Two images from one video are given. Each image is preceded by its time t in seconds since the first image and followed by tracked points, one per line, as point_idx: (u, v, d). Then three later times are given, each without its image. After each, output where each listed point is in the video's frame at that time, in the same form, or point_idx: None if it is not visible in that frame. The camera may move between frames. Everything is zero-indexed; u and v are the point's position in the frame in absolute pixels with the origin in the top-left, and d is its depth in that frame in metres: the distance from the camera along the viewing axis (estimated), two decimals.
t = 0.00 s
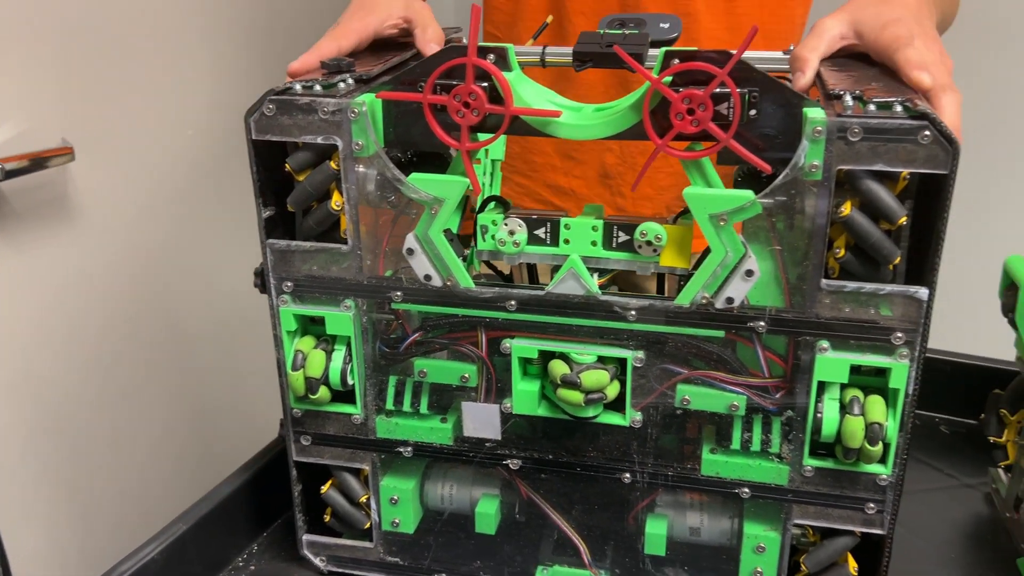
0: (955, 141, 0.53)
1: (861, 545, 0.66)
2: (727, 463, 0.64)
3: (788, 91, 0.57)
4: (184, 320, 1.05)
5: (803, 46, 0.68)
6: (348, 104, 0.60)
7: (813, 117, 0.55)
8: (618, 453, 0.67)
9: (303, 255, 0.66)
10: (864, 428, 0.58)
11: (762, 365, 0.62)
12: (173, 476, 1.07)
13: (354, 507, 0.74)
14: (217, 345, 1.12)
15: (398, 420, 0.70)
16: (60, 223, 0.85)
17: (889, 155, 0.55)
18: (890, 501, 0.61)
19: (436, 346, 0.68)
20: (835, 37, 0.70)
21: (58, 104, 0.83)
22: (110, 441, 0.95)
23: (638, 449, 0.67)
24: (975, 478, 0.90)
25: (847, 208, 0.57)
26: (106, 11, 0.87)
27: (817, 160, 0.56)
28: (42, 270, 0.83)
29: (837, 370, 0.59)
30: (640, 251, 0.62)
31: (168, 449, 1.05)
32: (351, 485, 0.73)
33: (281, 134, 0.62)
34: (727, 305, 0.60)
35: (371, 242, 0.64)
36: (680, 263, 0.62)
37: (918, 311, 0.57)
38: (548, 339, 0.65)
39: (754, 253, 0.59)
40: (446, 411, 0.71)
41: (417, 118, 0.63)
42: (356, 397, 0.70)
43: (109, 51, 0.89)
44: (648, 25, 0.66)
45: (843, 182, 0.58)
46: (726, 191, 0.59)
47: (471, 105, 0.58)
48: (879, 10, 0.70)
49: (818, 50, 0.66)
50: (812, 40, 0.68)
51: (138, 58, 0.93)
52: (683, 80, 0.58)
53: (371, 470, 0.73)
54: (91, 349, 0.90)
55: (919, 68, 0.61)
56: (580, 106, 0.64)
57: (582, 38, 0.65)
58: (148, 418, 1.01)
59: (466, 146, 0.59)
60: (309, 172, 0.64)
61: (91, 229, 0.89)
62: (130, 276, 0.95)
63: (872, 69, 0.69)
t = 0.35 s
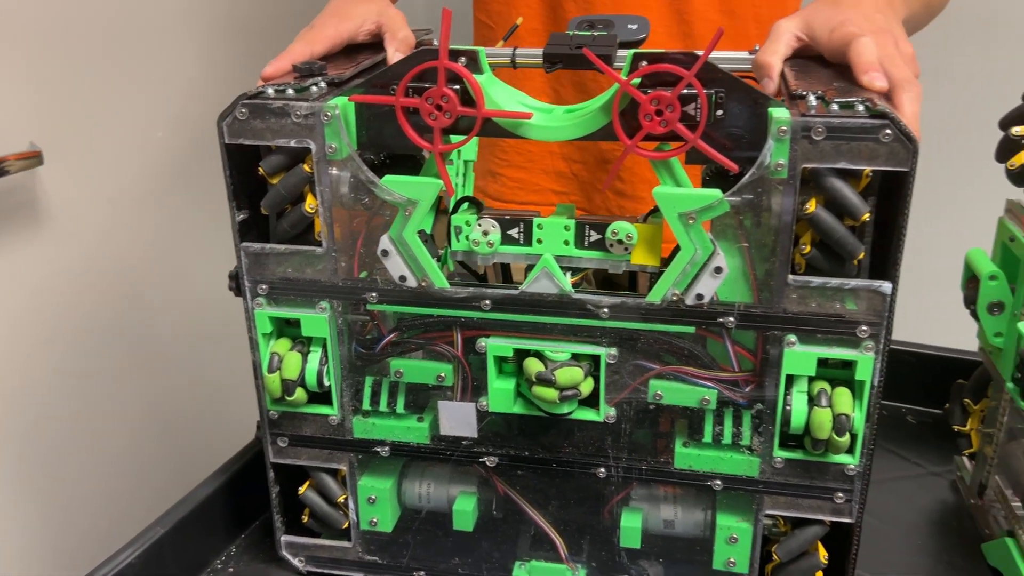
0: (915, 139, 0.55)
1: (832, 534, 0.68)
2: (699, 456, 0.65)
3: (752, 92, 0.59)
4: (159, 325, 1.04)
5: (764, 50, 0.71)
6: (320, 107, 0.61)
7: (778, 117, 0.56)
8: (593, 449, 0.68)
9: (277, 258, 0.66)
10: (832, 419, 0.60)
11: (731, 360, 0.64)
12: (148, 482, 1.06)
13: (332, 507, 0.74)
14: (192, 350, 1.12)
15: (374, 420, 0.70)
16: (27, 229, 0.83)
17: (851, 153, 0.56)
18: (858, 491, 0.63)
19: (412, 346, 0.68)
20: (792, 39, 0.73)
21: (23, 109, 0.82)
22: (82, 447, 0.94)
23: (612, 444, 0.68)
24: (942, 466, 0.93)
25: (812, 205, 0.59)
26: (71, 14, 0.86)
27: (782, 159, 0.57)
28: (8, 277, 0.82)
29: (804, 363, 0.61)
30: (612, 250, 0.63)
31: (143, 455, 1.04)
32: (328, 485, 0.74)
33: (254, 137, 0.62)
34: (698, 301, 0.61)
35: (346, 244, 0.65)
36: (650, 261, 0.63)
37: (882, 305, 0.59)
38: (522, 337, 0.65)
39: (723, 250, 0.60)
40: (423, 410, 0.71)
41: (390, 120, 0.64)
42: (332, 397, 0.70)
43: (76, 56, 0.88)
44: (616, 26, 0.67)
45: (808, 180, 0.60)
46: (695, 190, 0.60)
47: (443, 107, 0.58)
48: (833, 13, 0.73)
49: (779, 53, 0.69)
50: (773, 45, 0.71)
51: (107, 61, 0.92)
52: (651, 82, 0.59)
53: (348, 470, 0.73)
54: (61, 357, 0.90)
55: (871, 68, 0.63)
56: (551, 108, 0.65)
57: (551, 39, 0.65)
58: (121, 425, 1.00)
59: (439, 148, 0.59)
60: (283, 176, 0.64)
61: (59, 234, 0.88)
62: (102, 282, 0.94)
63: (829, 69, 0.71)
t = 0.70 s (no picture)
0: (882, 136, 0.56)
1: (805, 523, 0.69)
2: (674, 449, 0.66)
3: (722, 91, 0.60)
4: (136, 329, 1.02)
5: (734, 48, 0.71)
6: (294, 109, 0.61)
7: (748, 115, 0.57)
8: (570, 444, 0.69)
9: (253, 260, 0.66)
10: (804, 411, 0.61)
11: (705, 354, 0.64)
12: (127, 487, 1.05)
13: (311, 508, 0.74)
14: (172, 356, 1.10)
15: (353, 420, 0.71)
16: None
17: (819, 150, 0.58)
18: (830, 480, 0.65)
19: (390, 345, 0.68)
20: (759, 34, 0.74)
21: None
22: (56, 454, 0.93)
23: (589, 439, 0.69)
24: (911, 455, 0.95)
25: (782, 201, 0.60)
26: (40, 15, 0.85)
27: (752, 156, 0.58)
28: None
29: (776, 356, 0.62)
30: (586, 247, 0.64)
31: (121, 460, 1.03)
32: (308, 485, 0.74)
33: (228, 140, 0.62)
34: (671, 297, 0.62)
35: (321, 245, 0.65)
36: (624, 257, 0.64)
37: (850, 298, 0.60)
38: (499, 336, 0.66)
39: (695, 247, 0.62)
40: (401, 409, 0.72)
41: (363, 121, 0.65)
42: (310, 398, 0.70)
43: (45, 57, 0.86)
44: (586, 26, 0.68)
45: (776, 176, 0.61)
46: (668, 188, 0.61)
47: (418, 108, 0.59)
48: (796, 8, 0.75)
49: (750, 51, 0.70)
50: (742, 42, 0.72)
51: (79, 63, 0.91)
52: (623, 82, 0.60)
53: (327, 470, 0.73)
54: (33, 363, 0.88)
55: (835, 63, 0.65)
56: (523, 108, 0.66)
57: (523, 38, 0.66)
58: (98, 431, 0.99)
59: (413, 149, 0.59)
60: (257, 177, 0.64)
61: (31, 239, 0.86)
62: (75, 287, 0.93)
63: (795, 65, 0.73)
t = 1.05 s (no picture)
0: (853, 127, 0.57)
1: (781, 511, 0.70)
2: (653, 440, 0.67)
3: (695, 84, 0.60)
4: (113, 328, 1.01)
5: (705, 41, 0.72)
6: (269, 104, 0.60)
7: (721, 108, 0.58)
8: (549, 436, 0.69)
9: (228, 257, 0.65)
10: (779, 400, 0.62)
11: (681, 344, 0.65)
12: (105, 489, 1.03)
13: (290, 505, 0.74)
14: (149, 355, 1.08)
15: (330, 416, 0.70)
16: None
17: (791, 141, 0.58)
18: (805, 468, 0.66)
19: (368, 341, 0.69)
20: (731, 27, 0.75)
21: None
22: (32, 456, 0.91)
23: (568, 431, 0.69)
24: (884, 442, 0.97)
25: (756, 192, 0.60)
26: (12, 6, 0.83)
27: (725, 149, 0.59)
28: None
29: (751, 346, 0.63)
30: (563, 241, 0.64)
31: (98, 462, 1.02)
32: (287, 482, 0.73)
33: (202, 137, 0.61)
34: (647, 289, 0.62)
35: (297, 241, 0.64)
36: (600, 250, 0.64)
37: (823, 287, 0.61)
38: (477, 330, 0.66)
39: (670, 239, 0.62)
40: (380, 405, 0.72)
41: (338, 115, 0.65)
42: (288, 395, 0.69)
43: (18, 50, 0.84)
44: (560, 20, 0.68)
45: (750, 168, 0.61)
46: (643, 181, 0.61)
47: (393, 103, 0.58)
48: None
49: (721, 44, 0.70)
50: (713, 35, 0.72)
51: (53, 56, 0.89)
52: (597, 75, 0.60)
53: (306, 467, 0.73)
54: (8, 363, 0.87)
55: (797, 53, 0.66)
56: (499, 102, 0.66)
57: (497, 32, 0.66)
58: (74, 431, 0.97)
59: (389, 143, 0.59)
60: (231, 174, 0.63)
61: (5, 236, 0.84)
62: (50, 286, 0.91)
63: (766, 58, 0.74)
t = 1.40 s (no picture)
0: (826, 122, 0.58)
1: (761, 502, 0.71)
2: (633, 433, 0.68)
3: (670, 81, 0.61)
4: (95, 328, 1.00)
5: (681, 38, 0.73)
6: (247, 103, 0.60)
7: (697, 104, 0.58)
8: (531, 431, 0.70)
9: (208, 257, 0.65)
10: (757, 392, 0.63)
11: (662, 339, 0.66)
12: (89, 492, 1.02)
13: (273, 503, 0.74)
14: (133, 356, 1.07)
15: (313, 414, 0.70)
16: None
17: (767, 136, 0.59)
18: (784, 459, 0.66)
19: (349, 339, 0.69)
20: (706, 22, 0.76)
21: None
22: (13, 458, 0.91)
23: (550, 426, 0.70)
24: (861, 433, 0.98)
25: (732, 187, 0.61)
26: None
27: (702, 144, 0.59)
28: None
29: (729, 339, 0.63)
30: (543, 237, 0.65)
31: (81, 464, 1.01)
32: (269, 480, 0.73)
33: (181, 136, 0.61)
34: (627, 284, 0.63)
35: (276, 239, 0.64)
36: (580, 247, 0.65)
37: (800, 280, 0.62)
38: (459, 326, 0.66)
39: (649, 234, 0.63)
40: (362, 402, 0.72)
41: (317, 113, 0.65)
42: (270, 394, 0.70)
43: None
44: (537, 17, 0.69)
45: (726, 164, 0.62)
46: (621, 177, 0.62)
47: (372, 101, 0.59)
48: None
49: (696, 41, 0.71)
50: (688, 32, 0.73)
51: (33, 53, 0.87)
52: (575, 71, 0.61)
53: (289, 465, 0.73)
54: None
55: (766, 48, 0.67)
56: (478, 99, 0.66)
57: (475, 30, 0.66)
58: (57, 432, 0.96)
59: (368, 142, 0.59)
60: (211, 173, 0.64)
61: None
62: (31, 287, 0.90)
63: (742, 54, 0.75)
